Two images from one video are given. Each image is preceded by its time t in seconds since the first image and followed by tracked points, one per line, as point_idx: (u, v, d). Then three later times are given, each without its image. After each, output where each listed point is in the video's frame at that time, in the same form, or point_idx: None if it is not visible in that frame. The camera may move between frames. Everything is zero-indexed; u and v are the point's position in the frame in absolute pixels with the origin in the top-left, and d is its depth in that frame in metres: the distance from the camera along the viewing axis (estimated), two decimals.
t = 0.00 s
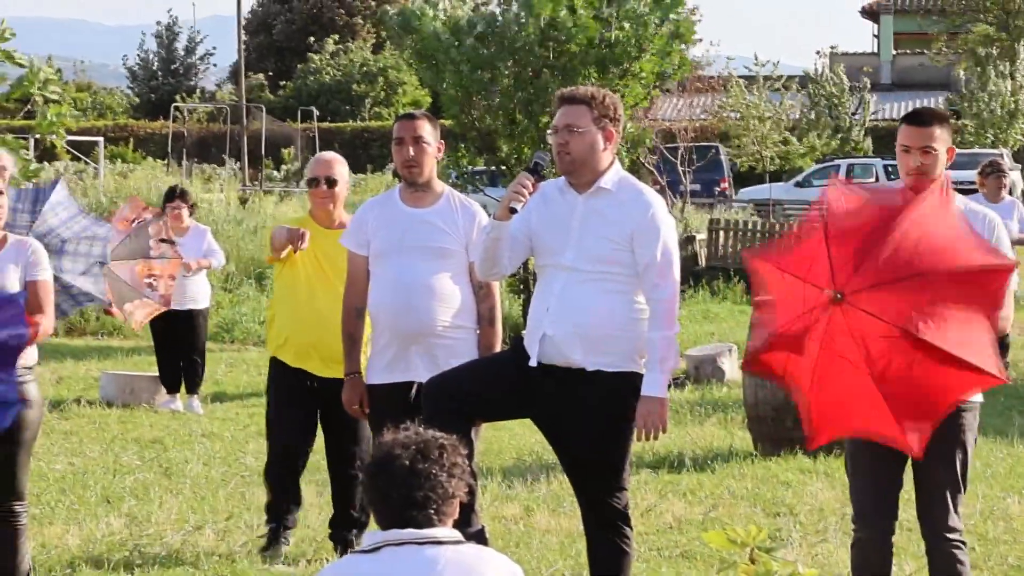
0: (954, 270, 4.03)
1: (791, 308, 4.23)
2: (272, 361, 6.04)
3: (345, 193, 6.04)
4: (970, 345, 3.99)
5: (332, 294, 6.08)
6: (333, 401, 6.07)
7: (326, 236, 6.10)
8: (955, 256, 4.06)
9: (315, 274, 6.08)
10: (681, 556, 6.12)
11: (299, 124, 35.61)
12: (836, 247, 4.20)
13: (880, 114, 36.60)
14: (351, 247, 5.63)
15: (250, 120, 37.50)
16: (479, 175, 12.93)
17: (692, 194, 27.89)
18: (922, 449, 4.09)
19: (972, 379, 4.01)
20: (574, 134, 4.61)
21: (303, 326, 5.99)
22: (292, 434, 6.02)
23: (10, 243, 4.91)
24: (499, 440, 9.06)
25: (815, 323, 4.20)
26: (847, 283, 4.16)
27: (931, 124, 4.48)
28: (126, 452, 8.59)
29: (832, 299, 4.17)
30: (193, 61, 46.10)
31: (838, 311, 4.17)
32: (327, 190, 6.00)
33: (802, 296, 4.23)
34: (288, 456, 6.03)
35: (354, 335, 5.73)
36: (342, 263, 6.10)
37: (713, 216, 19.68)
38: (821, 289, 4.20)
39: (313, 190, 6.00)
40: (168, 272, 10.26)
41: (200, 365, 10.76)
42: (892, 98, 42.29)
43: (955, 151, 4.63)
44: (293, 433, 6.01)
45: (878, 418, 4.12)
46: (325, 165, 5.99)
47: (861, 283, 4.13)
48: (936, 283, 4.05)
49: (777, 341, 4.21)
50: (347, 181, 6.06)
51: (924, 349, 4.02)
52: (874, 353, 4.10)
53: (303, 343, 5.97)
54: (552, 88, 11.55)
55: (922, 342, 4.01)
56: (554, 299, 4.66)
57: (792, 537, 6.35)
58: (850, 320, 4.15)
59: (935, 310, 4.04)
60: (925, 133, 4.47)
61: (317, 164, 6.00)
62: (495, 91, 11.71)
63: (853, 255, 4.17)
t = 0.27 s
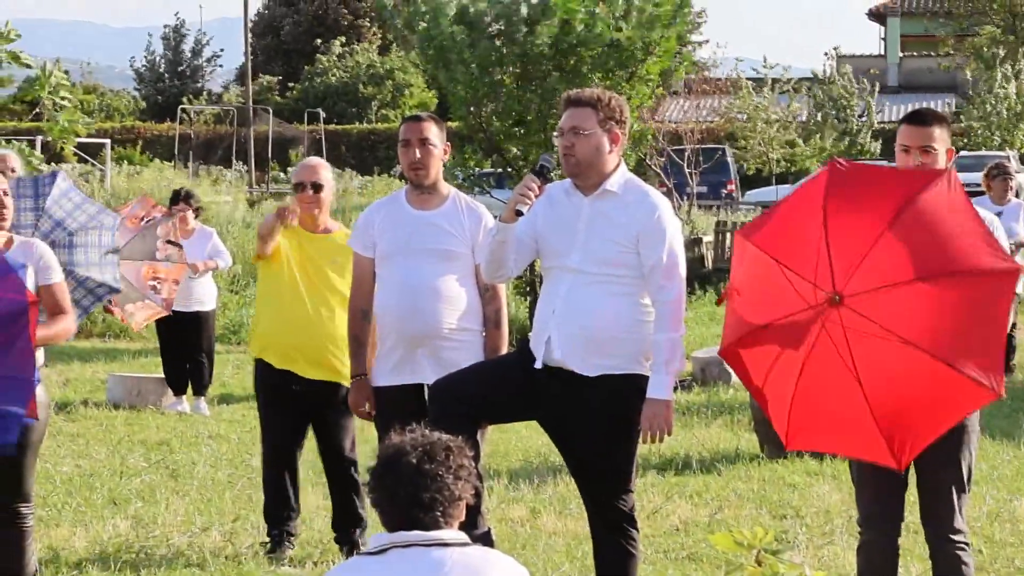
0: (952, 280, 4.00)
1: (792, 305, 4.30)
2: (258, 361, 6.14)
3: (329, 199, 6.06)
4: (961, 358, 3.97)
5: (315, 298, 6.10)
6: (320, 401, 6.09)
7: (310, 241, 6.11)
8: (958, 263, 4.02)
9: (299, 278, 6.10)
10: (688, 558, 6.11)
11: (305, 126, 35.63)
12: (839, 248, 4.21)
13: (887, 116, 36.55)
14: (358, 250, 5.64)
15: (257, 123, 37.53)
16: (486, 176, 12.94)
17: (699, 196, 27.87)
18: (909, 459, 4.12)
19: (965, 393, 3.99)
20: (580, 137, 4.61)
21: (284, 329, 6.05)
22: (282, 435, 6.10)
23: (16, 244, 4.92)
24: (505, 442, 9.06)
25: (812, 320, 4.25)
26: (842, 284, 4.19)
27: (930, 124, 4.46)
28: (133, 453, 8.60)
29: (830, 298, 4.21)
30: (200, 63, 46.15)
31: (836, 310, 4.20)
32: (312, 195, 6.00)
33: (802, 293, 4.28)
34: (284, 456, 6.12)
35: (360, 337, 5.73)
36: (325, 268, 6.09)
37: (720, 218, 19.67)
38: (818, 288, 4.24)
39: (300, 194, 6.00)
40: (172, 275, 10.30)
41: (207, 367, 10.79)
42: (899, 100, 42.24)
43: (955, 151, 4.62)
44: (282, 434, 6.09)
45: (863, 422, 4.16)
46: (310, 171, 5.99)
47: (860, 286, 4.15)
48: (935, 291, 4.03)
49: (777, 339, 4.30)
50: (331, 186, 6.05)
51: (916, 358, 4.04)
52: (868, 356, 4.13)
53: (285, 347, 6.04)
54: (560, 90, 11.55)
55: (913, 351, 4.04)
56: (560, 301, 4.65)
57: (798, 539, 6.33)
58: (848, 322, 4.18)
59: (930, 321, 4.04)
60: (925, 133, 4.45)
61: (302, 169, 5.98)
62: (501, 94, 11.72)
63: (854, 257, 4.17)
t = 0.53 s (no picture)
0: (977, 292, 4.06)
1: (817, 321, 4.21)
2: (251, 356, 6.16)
3: (320, 193, 6.16)
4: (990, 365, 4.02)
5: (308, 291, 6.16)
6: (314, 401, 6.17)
7: (301, 236, 6.20)
8: (979, 280, 4.11)
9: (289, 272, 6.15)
10: (692, 560, 6.10)
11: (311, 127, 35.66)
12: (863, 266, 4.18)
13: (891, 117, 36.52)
14: (363, 250, 5.65)
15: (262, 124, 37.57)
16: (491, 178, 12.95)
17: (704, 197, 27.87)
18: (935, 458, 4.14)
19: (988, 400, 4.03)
20: (585, 138, 4.60)
21: (277, 323, 6.09)
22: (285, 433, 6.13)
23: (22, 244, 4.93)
24: (510, 443, 9.07)
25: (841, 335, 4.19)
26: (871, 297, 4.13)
27: (936, 124, 4.46)
28: (138, 454, 8.61)
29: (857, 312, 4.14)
30: (205, 63, 46.19)
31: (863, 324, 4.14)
32: (303, 190, 6.10)
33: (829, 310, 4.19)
34: (287, 453, 6.14)
35: (365, 338, 5.73)
36: (316, 261, 6.17)
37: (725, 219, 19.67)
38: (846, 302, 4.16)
39: (290, 190, 6.09)
40: (190, 270, 10.40)
41: (212, 368, 10.81)
42: (904, 101, 42.21)
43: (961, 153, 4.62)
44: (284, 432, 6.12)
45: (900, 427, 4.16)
46: (300, 166, 6.08)
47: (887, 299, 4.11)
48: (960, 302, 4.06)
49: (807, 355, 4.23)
50: (321, 181, 6.16)
51: (950, 364, 4.05)
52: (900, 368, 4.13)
53: (279, 340, 6.06)
54: (567, 91, 11.56)
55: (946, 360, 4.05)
56: (566, 302, 4.65)
57: (802, 540, 6.33)
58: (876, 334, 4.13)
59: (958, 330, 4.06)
60: (931, 133, 4.44)
61: (292, 165, 6.07)
62: (507, 95, 11.72)
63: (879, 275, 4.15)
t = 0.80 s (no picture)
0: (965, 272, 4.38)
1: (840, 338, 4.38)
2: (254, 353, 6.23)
3: (319, 192, 6.23)
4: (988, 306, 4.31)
5: (310, 288, 6.24)
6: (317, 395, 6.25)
7: (303, 234, 6.29)
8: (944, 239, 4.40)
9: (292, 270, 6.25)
10: (696, 560, 6.10)
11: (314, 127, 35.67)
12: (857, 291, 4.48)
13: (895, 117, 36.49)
14: (366, 250, 5.65)
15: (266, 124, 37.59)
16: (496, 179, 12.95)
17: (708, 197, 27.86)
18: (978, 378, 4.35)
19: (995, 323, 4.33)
20: (589, 137, 4.60)
21: (280, 320, 6.16)
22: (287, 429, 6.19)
23: (25, 245, 4.90)
24: (513, 443, 9.07)
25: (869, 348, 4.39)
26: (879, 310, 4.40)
27: (942, 124, 4.44)
28: (142, 454, 8.62)
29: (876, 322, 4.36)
30: (209, 64, 46.18)
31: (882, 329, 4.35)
32: (302, 190, 6.18)
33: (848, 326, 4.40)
34: (288, 451, 6.18)
35: (368, 338, 5.74)
36: (317, 258, 6.26)
37: (729, 220, 19.66)
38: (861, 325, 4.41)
39: (289, 190, 6.17)
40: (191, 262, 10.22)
41: (215, 368, 10.82)
42: (908, 101, 42.17)
43: (966, 153, 4.59)
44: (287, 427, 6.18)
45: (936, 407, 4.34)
46: (298, 166, 6.16)
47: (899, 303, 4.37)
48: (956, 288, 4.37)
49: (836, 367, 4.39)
50: (320, 180, 6.24)
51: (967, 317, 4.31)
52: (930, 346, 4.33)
53: (282, 337, 6.13)
54: (573, 91, 11.55)
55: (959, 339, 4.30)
56: (569, 302, 4.65)
57: (806, 540, 6.33)
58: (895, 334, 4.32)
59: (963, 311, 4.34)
60: (936, 132, 4.43)
61: (291, 165, 6.15)
62: (512, 96, 11.72)
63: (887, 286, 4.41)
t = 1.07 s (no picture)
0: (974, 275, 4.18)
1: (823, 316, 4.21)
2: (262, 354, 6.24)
3: (330, 196, 6.24)
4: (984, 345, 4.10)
5: (320, 290, 6.26)
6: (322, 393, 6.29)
7: (314, 236, 6.29)
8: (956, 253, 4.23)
9: (302, 271, 6.26)
10: (698, 560, 6.09)
11: (316, 127, 35.67)
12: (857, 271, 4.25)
13: (897, 117, 36.48)
14: (368, 250, 5.65)
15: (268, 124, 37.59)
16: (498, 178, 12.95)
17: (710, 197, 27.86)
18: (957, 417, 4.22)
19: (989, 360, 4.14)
20: (592, 137, 4.60)
21: (289, 321, 6.17)
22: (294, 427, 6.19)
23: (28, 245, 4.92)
24: (516, 443, 9.07)
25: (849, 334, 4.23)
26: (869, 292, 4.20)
27: (948, 123, 4.46)
28: (144, 454, 8.61)
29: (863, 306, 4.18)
30: (211, 64, 46.17)
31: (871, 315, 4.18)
32: (311, 193, 6.19)
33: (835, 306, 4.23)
34: (292, 450, 6.18)
35: (370, 338, 5.73)
36: (328, 260, 6.28)
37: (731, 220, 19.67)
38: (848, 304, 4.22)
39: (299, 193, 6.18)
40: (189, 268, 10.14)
41: (217, 367, 10.83)
42: (910, 101, 42.17)
43: (972, 153, 4.62)
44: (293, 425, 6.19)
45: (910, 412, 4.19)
46: (311, 169, 6.17)
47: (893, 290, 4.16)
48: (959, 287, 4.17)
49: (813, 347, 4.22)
50: (332, 183, 6.24)
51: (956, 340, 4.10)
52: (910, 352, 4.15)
53: (291, 338, 6.15)
54: (575, 90, 11.55)
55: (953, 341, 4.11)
56: (572, 301, 4.65)
57: (808, 540, 6.31)
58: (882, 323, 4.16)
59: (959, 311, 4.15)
60: (942, 131, 4.44)
61: (303, 168, 6.16)
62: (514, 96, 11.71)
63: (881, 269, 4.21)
